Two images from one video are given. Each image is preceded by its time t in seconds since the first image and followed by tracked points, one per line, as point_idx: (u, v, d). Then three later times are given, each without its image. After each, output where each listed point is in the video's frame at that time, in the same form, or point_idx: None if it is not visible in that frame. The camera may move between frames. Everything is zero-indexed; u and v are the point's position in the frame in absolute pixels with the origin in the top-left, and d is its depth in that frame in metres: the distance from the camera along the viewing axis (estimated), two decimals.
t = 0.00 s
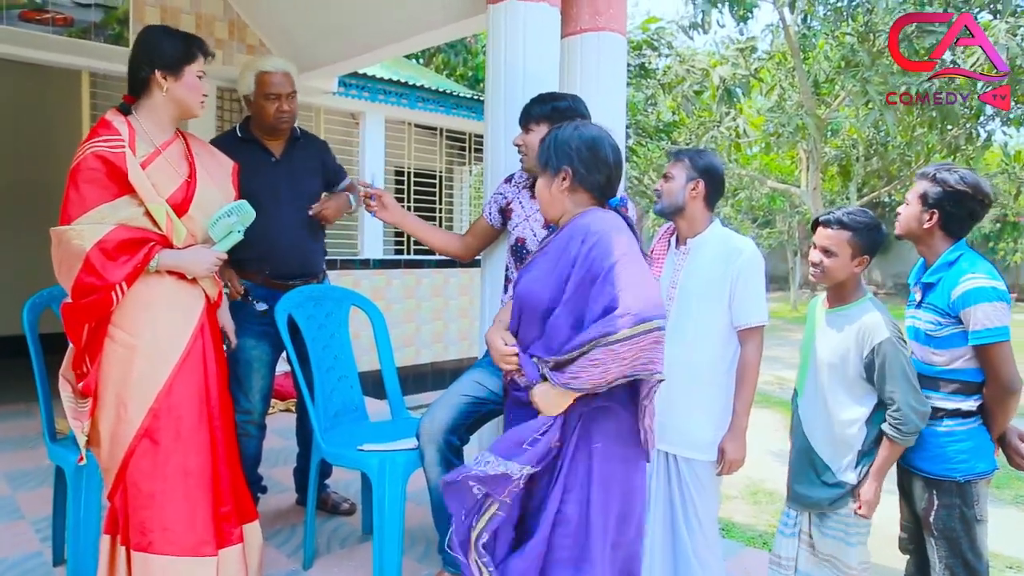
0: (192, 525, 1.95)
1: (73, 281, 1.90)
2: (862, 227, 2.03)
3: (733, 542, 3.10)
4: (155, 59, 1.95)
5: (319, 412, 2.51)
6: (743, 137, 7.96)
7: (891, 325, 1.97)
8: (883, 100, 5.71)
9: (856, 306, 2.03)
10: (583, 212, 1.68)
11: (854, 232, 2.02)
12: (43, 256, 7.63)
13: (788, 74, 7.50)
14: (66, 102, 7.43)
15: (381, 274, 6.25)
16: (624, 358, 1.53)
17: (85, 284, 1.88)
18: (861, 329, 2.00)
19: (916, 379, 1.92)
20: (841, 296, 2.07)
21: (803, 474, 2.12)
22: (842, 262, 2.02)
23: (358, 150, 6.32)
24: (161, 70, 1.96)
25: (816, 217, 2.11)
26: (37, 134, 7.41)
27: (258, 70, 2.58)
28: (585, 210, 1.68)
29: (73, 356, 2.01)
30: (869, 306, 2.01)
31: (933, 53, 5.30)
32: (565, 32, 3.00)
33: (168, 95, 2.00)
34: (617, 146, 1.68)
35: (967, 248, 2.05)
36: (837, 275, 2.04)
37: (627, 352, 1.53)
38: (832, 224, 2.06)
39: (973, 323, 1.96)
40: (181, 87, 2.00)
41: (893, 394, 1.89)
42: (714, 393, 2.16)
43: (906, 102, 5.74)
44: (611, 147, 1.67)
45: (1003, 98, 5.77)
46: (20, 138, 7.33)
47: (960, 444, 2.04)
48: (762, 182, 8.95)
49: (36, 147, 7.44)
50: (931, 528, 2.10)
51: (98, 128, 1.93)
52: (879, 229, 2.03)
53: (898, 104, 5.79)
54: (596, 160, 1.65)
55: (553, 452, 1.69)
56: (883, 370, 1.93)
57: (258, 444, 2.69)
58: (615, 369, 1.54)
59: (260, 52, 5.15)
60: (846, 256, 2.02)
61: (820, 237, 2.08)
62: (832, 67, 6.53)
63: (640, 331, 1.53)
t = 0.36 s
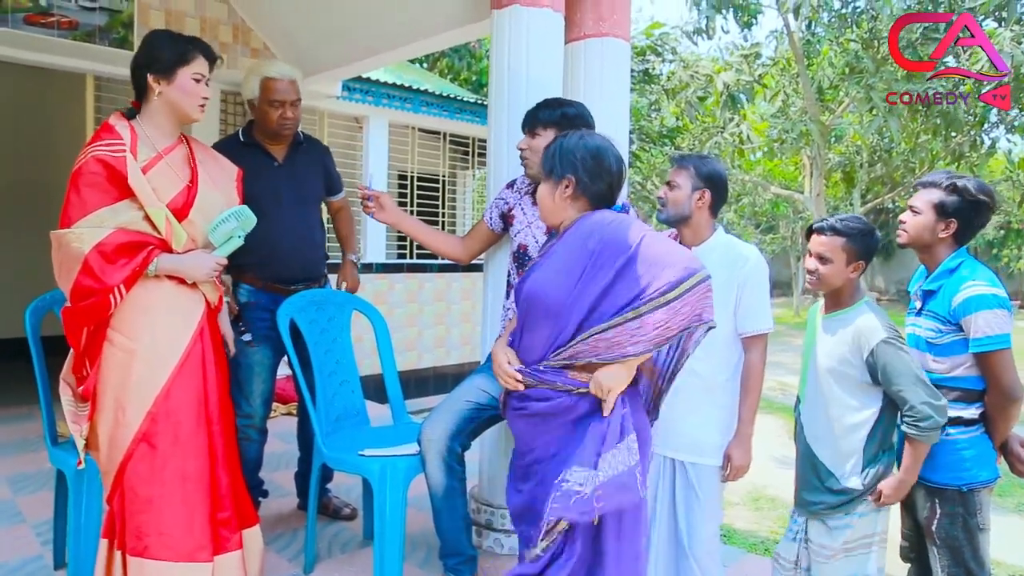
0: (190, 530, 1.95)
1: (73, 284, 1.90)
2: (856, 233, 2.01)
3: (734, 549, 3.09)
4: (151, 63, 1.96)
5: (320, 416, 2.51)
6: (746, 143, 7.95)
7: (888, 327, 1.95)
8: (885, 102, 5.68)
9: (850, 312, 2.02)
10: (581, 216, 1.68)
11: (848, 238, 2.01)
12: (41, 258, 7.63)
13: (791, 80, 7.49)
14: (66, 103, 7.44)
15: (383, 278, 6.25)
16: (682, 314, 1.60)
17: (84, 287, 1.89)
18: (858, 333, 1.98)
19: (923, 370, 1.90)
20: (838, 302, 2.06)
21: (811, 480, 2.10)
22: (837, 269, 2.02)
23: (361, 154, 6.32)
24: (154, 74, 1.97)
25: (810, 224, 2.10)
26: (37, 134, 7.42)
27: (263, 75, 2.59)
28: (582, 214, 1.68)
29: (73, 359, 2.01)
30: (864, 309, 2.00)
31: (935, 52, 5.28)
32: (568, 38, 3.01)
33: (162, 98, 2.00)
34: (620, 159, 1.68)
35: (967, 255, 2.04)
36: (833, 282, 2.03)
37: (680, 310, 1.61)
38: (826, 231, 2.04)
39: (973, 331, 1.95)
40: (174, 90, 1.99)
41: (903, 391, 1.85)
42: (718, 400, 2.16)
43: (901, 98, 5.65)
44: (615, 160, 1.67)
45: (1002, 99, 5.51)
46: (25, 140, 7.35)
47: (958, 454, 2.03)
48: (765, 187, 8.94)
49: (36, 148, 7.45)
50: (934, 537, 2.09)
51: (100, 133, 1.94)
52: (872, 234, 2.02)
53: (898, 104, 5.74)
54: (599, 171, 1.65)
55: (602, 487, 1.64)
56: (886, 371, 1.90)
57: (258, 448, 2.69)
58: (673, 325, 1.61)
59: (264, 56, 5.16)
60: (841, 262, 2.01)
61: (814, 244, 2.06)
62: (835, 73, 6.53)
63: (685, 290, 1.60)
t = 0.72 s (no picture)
0: (184, 530, 1.94)
1: (66, 284, 1.90)
2: (854, 240, 1.99)
3: (731, 550, 3.08)
4: (145, 64, 1.96)
5: (317, 418, 2.50)
6: (745, 145, 7.94)
7: (883, 330, 1.95)
8: (885, 101, 5.71)
9: (846, 316, 2.01)
10: (572, 218, 1.69)
11: (846, 245, 1.99)
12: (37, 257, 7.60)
13: (791, 82, 7.49)
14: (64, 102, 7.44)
15: (382, 278, 6.24)
16: (688, 306, 1.65)
17: (77, 287, 1.89)
18: (854, 337, 1.98)
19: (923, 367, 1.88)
20: (833, 306, 2.05)
21: (809, 476, 2.09)
22: (833, 275, 2.00)
23: (360, 155, 6.31)
24: (148, 75, 1.97)
25: (805, 230, 2.08)
26: (35, 134, 7.42)
27: (261, 75, 2.58)
28: (572, 217, 1.70)
29: (69, 359, 2.01)
30: (858, 314, 2.00)
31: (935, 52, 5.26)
32: (567, 39, 3.01)
33: (156, 99, 1.99)
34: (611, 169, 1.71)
35: (968, 259, 2.05)
36: (829, 289, 2.02)
37: (684, 303, 1.66)
38: (823, 237, 2.02)
39: (979, 337, 1.95)
40: (168, 91, 1.98)
41: (904, 389, 1.84)
42: (716, 402, 2.15)
43: (901, 99, 5.68)
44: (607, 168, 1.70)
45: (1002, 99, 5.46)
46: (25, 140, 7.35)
47: (960, 457, 2.02)
48: (764, 189, 8.94)
49: (34, 147, 7.44)
50: (934, 540, 2.08)
51: (94, 133, 1.93)
52: (870, 241, 2.00)
53: (898, 105, 5.74)
54: (590, 177, 1.67)
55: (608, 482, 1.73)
56: (885, 372, 1.89)
57: (255, 449, 2.69)
58: (675, 316, 1.66)
59: (263, 56, 5.16)
60: (837, 270, 2.00)
61: (811, 250, 2.05)
62: (834, 75, 6.53)
63: (687, 284, 1.65)
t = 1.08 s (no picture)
0: (176, 528, 1.93)
1: (56, 281, 1.89)
2: (857, 240, 1.98)
3: (726, 548, 3.07)
4: (135, 59, 1.94)
5: (310, 416, 2.49)
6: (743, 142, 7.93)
7: (885, 331, 1.94)
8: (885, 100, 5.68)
9: (847, 316, 2.01)
10: (557, 217, 1.70)
11: (849, 246, 1.98)
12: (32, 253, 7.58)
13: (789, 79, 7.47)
14: (61, 99, 7.42)
15: (378, 276, 6.24)
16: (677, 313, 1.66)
17: (67, 283, 1.87)
18: (854, 338, 1.97)
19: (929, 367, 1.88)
20: (835, 307, 2.04)
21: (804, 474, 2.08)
22: (837, 276, 2.00)
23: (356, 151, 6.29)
24: (138, 71, 1.95)
25: (809, 229, 2.07)
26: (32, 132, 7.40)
27: (255, 70, 2.57)
28: (559, 215, 1.70)
29: (59, 356, 1.99)
30: (861, 314, 1.99)
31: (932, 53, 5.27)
32: (562, 35, 2.99)
33: (147, 95, 1.98)
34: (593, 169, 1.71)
35: (971, 260, 2.04)
36: (833, 289, 2.02)
37: (672, 310, 1.66)
38: (826, 237, 2.01)
39: (981, 338, 1.94)
40: (158, 88, 1.97)
41: (911, 389, 1.84)
42: (711, 400, 2.15)
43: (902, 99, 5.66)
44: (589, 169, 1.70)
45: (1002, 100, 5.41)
46: (22, 136, 7.34)
47: (960, 458, 2.02)
48: (762, 186, 8.93)
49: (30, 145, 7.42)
50: (931, 541, 2.08)
51: (84, 128, 1.92)
52: (874, 240, 1.99)
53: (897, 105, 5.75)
54: (573, 178, 1.68)
55: (601, 478, 1.72)
56: (889, 373, 1.89)
57: (248, 447, 2.69)
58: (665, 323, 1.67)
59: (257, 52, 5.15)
60: (840, 270, 1.99)
61: (814, 250, 2.04)
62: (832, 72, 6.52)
63: (676, 292, 1.66)
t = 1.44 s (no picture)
0: (167, 531, 1.91)
1: (42, 282, 1.86)
2: (853, 241, 1.94)
3: (725, 545, 3.06)
4: (122, 55, 1.91)
5: (303, 415, 2.47)
6: (742, 136, 7.90)
7: (886, 327, 1.92)
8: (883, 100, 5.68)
9: (846, 313, 1.97)
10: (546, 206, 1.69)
11: (845, 246, 1.94)
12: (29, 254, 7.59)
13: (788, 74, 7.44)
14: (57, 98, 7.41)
15: (376, 274, 6.21)
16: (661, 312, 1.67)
17: (54, 285, 1.85)
18: (854, 334, 1.94)
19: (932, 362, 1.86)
20: (832, 304, 2.01)
21: (801, 472, 2.06)
22: (829, 276, 1.97)
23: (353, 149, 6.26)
24: (130, 67, 1.92)
25: (805, 226, 2.03)
26: (27, 131, 7.36)
27: (245, 66, 2.54)
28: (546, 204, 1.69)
29: (47, 358, 1.97)
30: (858, 310, 1.96)
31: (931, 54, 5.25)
32: (556, 29, 2.96)
33: (139, 92, 1.95)
34: (571, 171, 1.72)
35: (973, 253, 2.02)
36: (826, 288, 1.99)
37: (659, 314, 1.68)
38: (821, 236, 1.98)
39: (983, 333, 1.92)
40: (152, 84, 1.95)
41: (918, 382, 1.81)
42: (708, 396, 2.12)
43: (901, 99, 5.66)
44: (567, 171, 1.71)
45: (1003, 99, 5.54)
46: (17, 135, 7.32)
47: (960, 454, 2.00)
48: (762, 181, 8.90)
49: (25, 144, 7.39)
50: (932, 538, 2.06)
51: (70, 127, 1.89)
52: (871, 240, 1.96)
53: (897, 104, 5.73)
54: (553, 178, 1.68)
55: (599, 479, 1.72)
56: (894, 367, 1.86)
57: (242, 446, 2.67)
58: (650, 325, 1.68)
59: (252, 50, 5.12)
60: (833, 271, 1.96)
61: (809, 248, 2.01)
62: (830, 66, 6.49)
63: (657, 296, 1.66)
